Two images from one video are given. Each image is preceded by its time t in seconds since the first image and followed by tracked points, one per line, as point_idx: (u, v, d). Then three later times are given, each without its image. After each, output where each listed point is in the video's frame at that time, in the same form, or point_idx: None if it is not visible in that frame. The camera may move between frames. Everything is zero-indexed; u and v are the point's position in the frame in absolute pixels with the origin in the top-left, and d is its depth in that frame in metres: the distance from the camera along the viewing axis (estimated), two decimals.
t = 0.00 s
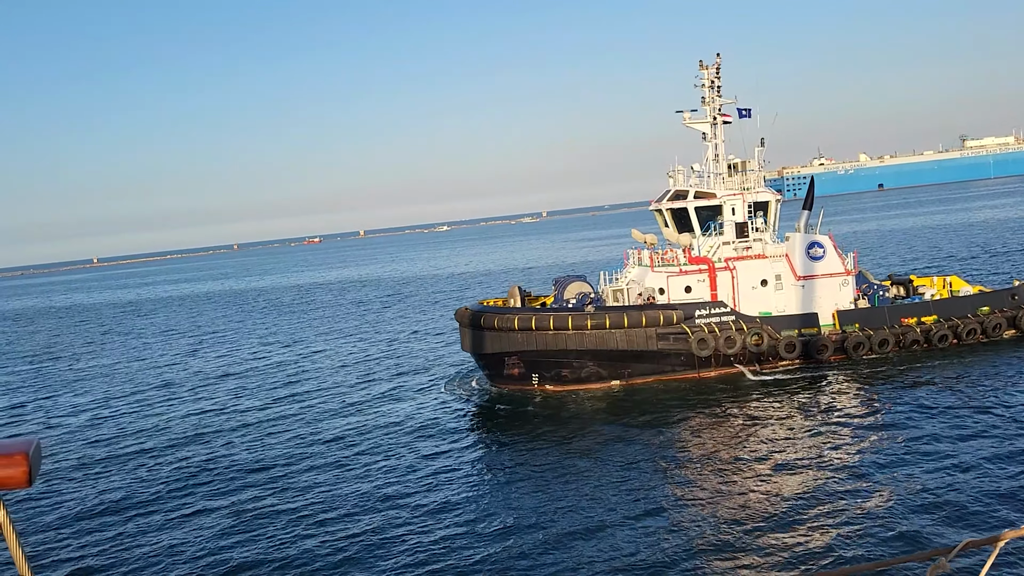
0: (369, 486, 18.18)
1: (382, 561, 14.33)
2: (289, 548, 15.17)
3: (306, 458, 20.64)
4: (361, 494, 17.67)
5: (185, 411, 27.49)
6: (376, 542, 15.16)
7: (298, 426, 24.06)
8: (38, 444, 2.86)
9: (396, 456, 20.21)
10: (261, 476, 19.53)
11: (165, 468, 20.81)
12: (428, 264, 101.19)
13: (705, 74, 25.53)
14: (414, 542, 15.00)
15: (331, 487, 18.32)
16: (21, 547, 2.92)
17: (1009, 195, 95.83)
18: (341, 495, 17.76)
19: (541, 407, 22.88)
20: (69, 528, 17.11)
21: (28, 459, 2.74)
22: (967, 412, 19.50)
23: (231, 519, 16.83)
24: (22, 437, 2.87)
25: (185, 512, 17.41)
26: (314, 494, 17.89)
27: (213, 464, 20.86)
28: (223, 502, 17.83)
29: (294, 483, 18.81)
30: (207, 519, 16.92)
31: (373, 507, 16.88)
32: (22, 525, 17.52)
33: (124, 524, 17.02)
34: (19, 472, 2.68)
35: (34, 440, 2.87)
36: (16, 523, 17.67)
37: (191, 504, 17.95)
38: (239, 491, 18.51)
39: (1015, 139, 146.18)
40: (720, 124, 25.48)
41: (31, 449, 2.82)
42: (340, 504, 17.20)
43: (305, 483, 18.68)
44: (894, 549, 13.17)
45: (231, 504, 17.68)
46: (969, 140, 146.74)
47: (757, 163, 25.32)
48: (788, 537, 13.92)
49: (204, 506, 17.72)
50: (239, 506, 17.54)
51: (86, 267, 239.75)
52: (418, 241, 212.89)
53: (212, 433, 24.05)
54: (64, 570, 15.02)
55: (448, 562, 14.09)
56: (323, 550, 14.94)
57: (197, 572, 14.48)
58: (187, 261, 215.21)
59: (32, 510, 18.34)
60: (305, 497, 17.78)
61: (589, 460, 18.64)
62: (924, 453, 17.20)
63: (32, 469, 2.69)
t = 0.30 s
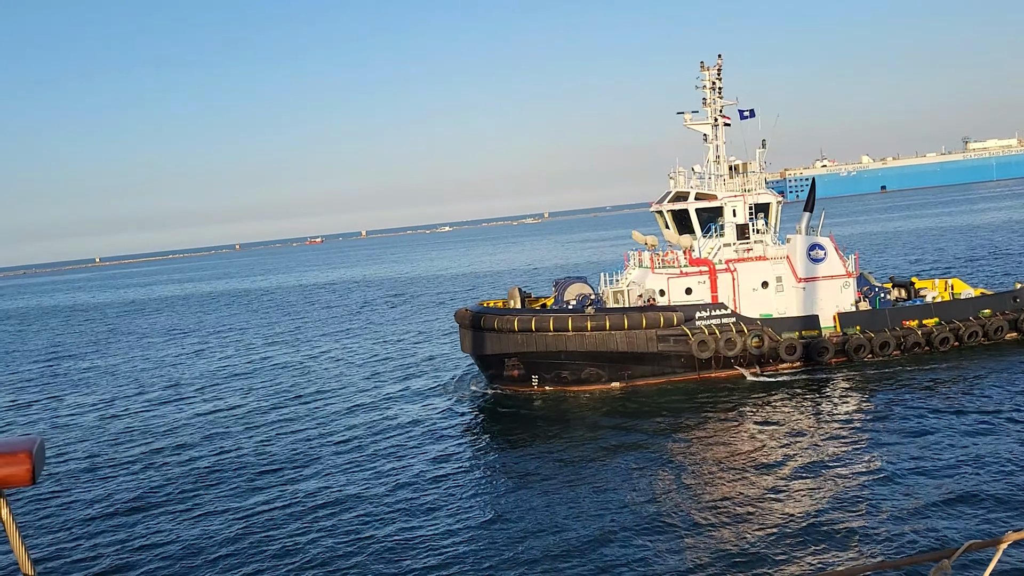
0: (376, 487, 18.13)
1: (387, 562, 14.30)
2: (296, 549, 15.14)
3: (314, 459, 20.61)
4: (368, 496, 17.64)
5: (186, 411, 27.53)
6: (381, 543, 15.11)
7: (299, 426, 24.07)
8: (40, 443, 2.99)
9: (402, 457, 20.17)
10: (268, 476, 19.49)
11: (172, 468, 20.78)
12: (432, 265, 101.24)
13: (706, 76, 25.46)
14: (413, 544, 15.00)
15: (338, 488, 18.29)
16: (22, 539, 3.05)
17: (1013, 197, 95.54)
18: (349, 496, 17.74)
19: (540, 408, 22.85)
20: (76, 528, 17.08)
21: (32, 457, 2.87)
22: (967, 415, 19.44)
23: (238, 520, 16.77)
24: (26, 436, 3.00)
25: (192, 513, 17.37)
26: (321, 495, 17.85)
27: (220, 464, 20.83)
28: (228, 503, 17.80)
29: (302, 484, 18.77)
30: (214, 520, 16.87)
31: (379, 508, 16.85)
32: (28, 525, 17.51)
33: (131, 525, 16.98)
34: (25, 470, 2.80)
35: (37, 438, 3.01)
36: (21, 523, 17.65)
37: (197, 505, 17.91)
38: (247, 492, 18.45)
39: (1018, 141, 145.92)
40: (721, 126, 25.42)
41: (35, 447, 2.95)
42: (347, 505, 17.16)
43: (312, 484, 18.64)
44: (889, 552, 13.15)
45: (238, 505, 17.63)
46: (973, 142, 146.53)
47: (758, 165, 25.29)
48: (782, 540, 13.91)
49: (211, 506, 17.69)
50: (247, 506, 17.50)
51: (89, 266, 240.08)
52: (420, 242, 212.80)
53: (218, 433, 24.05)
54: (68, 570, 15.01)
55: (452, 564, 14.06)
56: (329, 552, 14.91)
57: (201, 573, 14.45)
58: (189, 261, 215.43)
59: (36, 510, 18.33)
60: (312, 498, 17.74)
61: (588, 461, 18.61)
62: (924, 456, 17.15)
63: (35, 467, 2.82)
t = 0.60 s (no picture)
0: (376, 487, 18.10)
1: (388, 562, 14.24)
2: (305, 548, 15.03)
3: (319, 458, 20.54)
4: (379, 495, 17.56)
5: (185, 410, 27.49)
6: (389, 543, 15.03)
7: (299, 425, 24.03)
8: (41, 439, 3.01)
9: (409, 456, 20.11)
10: (274, 475, 19.40)
11: (174, 466, 20.70)
12: (432, 266, 101.17)
13: (707, 77, 25.41)
14: (412, 543, 14.95)
15: (347, 487, 18.20)
16: (22, 534, 3.07)
17: (1013, 200, 95.34)
18: (359, 495, 17.63)
19: (539, 409, 22.81)
20: (83, 524, 16.96)
21: (33, 453, 2.89)
22: (967, 417, 19.40)
23: (247, 518, 16.65)
24: (27, 433, 3.03)
25: (195, 510, 17.29)
26: (330, 495, 17.74)
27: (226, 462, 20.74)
28: (228, 500, 17.75)
29: (312, 482, 18.68)
30: (222, 518, 16.75)
31: (381, 507, 16.79)
32: (33, 521, 17.39)
33: (139, 521, 16.86)
34: (26, 466, 2.82)
35: (38, 435, 3.02)
36: (23, 519, 17.56)
37: (200, 502, 17.83)
38: (256, 490, 18.35)
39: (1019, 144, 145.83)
40: (722, 127, 25.37)
41: (36, 443, 2.97)
42: (357, 504, 17.07)
43: (322, 483, 18.54)
44: (888, 554, 13.12)
45: (246, 503, 17.52)
46: (975, 144, 146.45)
47: (758, 166, 25.24)
48: (781, 542, 13.88)
49: (219, 504, 17.56)
50: (256, 504, 17.38)
51: (89, 265, 240.04)
52: (421, 242, 212.69)
53: (225, 431, 23.97)
54: (69, 566, 14.97)
55: (459, 564, 14.00)
56: (335, 550, 14.83)
57: (206, 572, 14.35)
58: (189, 260, 215.29)
59: (40, 506, 18.22)
60: (321, 497, 17.64)
61: (586, 463, 18.58)
62: (923, 459, 17.11)
63: (37, 464, 2.84)
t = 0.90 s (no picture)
0: (377, 485, 18.09)
1: (387, 561, 14.23)
2: (310, 547, 14.97)
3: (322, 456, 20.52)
4: (389, 494, 17.51)
5: (186, 408, 27.49)
6: (397, 542, 14.97)
7: (301, 423, 24.02)
8: (43, 436, 3.00)
9: (417, 456, 20.05)
10: (277, 472, 19.40)
11: (177, 463, 20.69)
12: (434, 265, 101.11)
13: (709, 77, 25.35)
14: (412, 542, 14.93)
15: (354, 486, 18.15)
16: (22, 529, 3.06)
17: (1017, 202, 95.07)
18: (367, 494, 17.58)
19: (538, 410, 22.77)
20: (89, 522, 16.88)
21: (34, 449, 2.88)
22: (967, 419, 19.34)
23: (249, 516, 16.64)
24: (29, 429, 3.02)
25: (197, 508, 17.28)
26: (339, 494, 17.68)
27: (229, 460, 20.74)
28: (229, 498, 17.73)
29: (314, 480, 18.66)
30: (225, 516, 16.73)
31: (382, 506, 16.77)
32: (38, 519, 17.33)
33: (142, 518, 16.85)
34: (27, 461, 2.81)
35: (40, 431, 3.02)
36: (25, 516, 17.57)
37: (202, 499, 17.83)
38: (265, 489, 18.27)
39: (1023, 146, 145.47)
40: (722, 127, 25.30)
41: (38, 439, 2.96)
42: (366, 503, 17.01)
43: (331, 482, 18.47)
44: (885, 555, 13.08)
45: (255, 501, 17.44)
46: (978, 146, 146.15)
47: (759, 167, 25.18)
48: (778, 542, 13.85)
49: (227, 502, 17.48)
50: (263, 503, 17.33)
51: (92, 262, 240.33)
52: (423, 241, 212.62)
53: (232, 429, 23.91)
54: (71, 563, 14.98)
55: (462, 563, 13.95)
56: (334, 549, 14.81)
57: (208, 570, 14.30)
58: (192, 258, 215.64)
59: (43, 503, 18.23)
60: (330, 496, 17.57)
61: (584, 463, 18.54)
62: (922, 460, 17.06)
63: (38, 460, 2.82)
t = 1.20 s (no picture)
0: (379, 485, 18.06)
1: (388, 561, 14.20)
2: (313, 546, 14.95)
3: (324, 455, 20.50)
4: (392, 493, 17.48)
5: (188, 405, 27.45)
6: (400, 542, 14.95)
7: (303, 422, 24.00)
8: (44, 431, 2.94)
9: (422, 455, 20.02)
10: (281, 471, 19.38)
11: (180, 461, 20.66)
12: (435, 263, 101.09)
13: (710, 78, 25.30)
14: (413, 542, 14.91)
15: (356, 485, 18.12)
16: (22, 525, 3.02)
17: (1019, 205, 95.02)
18: (373, 494, 17.55)
19: (537, 409, 22.73)
20: (93, 521, 16.83)
21: (34, 444, 2.83)
22: (968, 422, 19.31)
23: (251, 515, 16.61)
24: (31, 424, 2.98)
25: (200, 506, 17.27)
26: (343, 493, 17.66)
27: (232, 458, 20.71)
28: (232, 497, 17.71)
29: (317, 479, 18.66)
30: (228, 514, 16.71)
31: (383, 505, 16.76)
32: (41, 517, 17.30)
33: (146, 517, 16.83)
34: (27, 457, 2.76)
35: (41, 426, 2.97)
36: (27, 514, 17.55)
37: (205, 498, 17.81)
38: (270, 487, 18.25)
39: None
40: (724, 128, 25.24)
41: (38, 433, 2.92)
42: (371, 503, 16.97)
43: (335, 481, 18.45)
44: (886, 557, 13.08)
45: (261, 500, 17.40)
46: (981, 148, 146.02)
47: (760, 168, 25.12)
48: (779, 544, 13.83)
49: (233, 501, 17.44)
50: (267, 501, 17.31)
51: (93, 259, 240.44)
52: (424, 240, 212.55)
53: (234, 427, 23.88)
54: (75, 562, 14.96)
55: (462, 564, 13.91)
56: (336, 549, 14.79)
57: (208, 569, 14.26)
58: (193, 255, 215.60)
59: (45, 501, 18.20)
60: (334, 495, 17.55)
61: (584, 463, 18.51)
62: (923, 462, 17.04)
63: (39, 455, 2.78)
